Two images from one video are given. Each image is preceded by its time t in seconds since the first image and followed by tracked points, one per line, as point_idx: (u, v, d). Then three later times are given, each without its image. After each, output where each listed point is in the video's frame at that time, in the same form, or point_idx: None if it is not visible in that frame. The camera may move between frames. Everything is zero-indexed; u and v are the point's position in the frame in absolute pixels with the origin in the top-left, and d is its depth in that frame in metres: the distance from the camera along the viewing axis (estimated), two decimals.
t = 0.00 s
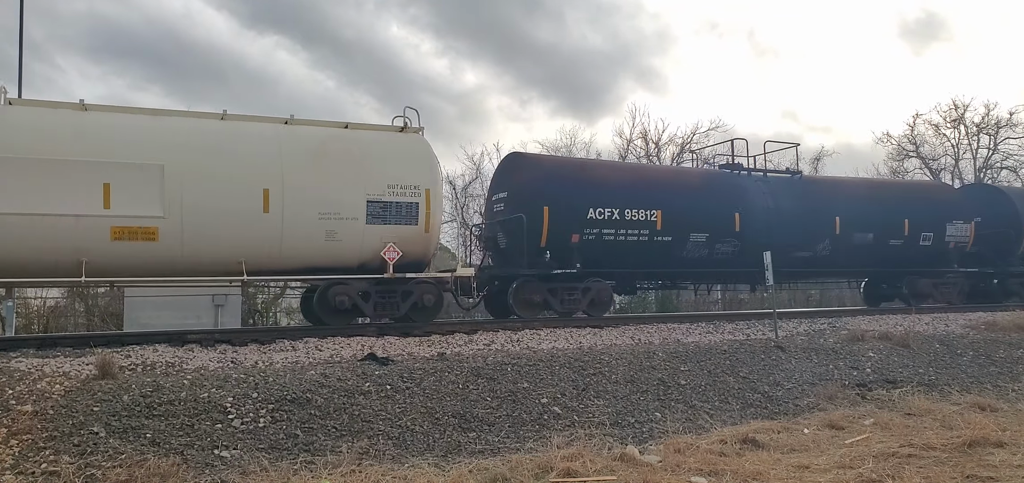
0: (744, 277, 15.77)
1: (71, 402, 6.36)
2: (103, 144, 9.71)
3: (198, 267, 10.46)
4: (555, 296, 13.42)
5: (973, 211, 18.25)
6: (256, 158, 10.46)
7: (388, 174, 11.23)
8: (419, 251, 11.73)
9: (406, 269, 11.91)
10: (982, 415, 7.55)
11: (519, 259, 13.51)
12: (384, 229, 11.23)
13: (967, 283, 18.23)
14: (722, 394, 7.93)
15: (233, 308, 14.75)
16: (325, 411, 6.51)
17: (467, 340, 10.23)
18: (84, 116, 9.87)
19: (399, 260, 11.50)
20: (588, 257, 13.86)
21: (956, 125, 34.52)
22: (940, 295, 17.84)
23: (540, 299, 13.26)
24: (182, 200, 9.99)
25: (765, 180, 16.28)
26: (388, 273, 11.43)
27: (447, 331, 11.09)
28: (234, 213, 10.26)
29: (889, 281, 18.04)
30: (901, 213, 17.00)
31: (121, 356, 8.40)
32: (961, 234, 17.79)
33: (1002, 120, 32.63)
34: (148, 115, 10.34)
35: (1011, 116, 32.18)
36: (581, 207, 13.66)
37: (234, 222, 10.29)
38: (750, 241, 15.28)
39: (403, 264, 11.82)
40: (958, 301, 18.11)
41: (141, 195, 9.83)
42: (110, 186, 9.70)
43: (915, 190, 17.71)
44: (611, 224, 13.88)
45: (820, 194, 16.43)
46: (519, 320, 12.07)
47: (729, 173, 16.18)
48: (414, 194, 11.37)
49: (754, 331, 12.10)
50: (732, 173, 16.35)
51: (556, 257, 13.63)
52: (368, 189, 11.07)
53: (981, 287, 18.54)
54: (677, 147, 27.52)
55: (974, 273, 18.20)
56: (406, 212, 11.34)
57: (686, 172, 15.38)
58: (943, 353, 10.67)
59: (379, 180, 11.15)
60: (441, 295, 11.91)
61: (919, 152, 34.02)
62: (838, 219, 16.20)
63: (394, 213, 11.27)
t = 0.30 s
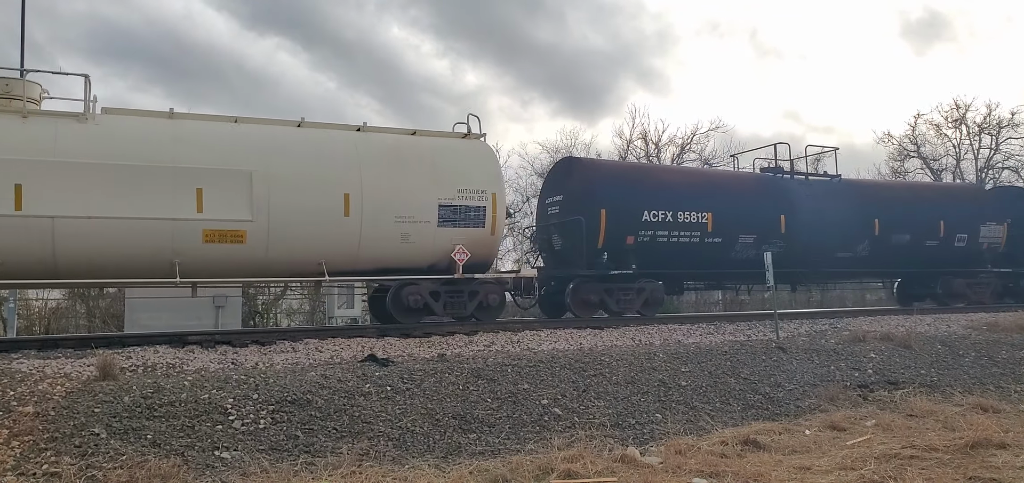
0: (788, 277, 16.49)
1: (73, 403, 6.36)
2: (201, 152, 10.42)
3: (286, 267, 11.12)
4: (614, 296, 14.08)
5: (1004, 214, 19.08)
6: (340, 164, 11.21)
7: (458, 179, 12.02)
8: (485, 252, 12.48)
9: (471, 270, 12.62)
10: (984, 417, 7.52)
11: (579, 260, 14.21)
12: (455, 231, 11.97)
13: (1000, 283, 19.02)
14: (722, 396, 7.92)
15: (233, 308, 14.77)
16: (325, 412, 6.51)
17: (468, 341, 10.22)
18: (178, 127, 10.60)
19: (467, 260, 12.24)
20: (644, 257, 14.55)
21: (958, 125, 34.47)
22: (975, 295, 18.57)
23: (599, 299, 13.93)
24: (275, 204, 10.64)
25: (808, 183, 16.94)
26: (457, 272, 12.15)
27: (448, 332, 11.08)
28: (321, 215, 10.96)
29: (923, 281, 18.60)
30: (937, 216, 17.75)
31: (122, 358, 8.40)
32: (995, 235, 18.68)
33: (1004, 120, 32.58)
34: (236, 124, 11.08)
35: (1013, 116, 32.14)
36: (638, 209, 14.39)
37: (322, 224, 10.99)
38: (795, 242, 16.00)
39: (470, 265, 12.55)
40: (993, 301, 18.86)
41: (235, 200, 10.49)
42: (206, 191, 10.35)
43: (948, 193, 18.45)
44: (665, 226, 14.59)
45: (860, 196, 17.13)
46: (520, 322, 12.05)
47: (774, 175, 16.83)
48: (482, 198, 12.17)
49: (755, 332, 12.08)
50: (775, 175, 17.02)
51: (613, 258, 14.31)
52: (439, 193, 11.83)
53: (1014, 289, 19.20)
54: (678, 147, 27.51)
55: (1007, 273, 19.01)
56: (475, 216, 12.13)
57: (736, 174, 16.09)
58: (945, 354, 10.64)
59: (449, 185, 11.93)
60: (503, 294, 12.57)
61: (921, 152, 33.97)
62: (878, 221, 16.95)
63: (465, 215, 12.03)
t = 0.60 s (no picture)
0: (831, 275, 17.62)
1: (74, 405, 6.37)
2: (284, 160, 11.43)
3: (362, 267, 12.20)
4: (667, 296, 15.11)
5: None
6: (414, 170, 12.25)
7: (521, 184, 13.05)
8: (545, 252, 13.48)
9: (534, 271, 13.68)
10: (986, 417, 7.52)
11: (635, 260, 15.26)
12: (518, 233, 13.01)
13: None
14: (723, 396, 7.91)
15: (234, 309, 14.77)
16: (326, 413, 6.51)
17: (468, 342, 10.22)
18: (258, 135, 11.58)
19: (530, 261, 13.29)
20: (694, 257, 15.59)
21: (959, 125, 34.46)
22: (1005, 293, 19.86)
23: (653, 299, 14.97)
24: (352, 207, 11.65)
25: (848, 185, 18.06)
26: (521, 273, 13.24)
27: (448, 333, 11.07)
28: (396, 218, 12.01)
29: (958, 281, 19.74)
30: (969, 217, 18.97)
31: (123, 360, 8.41)
32: None
33: (1005, 121, 32.58)
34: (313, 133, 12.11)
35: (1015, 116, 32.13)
36: (688, 212, 15.43)
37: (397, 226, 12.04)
38: (838, 243, 17.14)
39: (533, 266, 13.59)
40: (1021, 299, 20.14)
41: (317, 204, 11.53)
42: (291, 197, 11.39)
43: (980, 195, 19.69)
44: (716, 228, 15.65)
45: (897, 198, 18.27)
46: (520, 323, 12.06)
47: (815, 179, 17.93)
48: (544, 202, 13.21)
49: (755, 332, 12.08)
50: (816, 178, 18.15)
51: (667, 258, 15.35)
52: (505, 198, 12.86)
53: None
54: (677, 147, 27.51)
55: None
56: (537, 218, 13.17)
57: (777, 177, 17.15)
58: (945, 354, 10.64)
59: (514, 190, 12.96)
60: (564, 295, 13.68)
61: (922, 153, 33.96)
62: (913, 222, 18.12)
63: (528, 219, 13.08)
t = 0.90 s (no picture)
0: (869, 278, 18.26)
1: (74, 404, 6.38)
2: (364, 164, 11.92)
3: (435, 267, 12.64)
4: (717, 295, 15.79)
5: None
6: (485, 173, 12.83)
7: (581, 188, 13.63)
8: (604, 254, 14.05)
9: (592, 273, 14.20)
10: (986, 420, 7.52)
11: (688, 262, 15.83)
12: (580, 234, 13.56)
13: None
14: (723, 398, 7.91)
15: (234, 308, 14.72)
16: (326, 414, 6.51)
17: (468, 343, 10.21)
18: (336, 140, 12.14)
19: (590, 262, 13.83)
20: (746, 260, 16.15)
21: (960, 128, 34.47)
22: None
23: (705, 299, 15.61)
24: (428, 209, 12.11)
25: (885, 191, 18.77)
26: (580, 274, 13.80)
27: (449, 334, 11.07)
28: (468, 220, 12.53)
29: (988, 284, 20.34)
30: (998, 223, 19.75)
31: (123, 359, 8.41)
32: None
33: (1007, 125, 32.61)
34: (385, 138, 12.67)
35: (1016, 119, 32.16)
36: (739, 215, 16.07)
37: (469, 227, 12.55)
38: (878, 247, 17.80)
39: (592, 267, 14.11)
40: None
41: (394, 206, 12.00)
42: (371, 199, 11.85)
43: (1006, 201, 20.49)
44: (765, 232, 16.25)
45: (932, 205, 19.03)
46: (521, 324, 12.06)
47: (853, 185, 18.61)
48: (604, 205, 13.81)
49: (756, 335, 12.07)
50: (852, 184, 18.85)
51: (719, 260, 15.91)
52: (568, 201, 13.43)
53: None
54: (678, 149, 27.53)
55: None
56: (598, 220, 13.77)
57: (820, 183, 17.85)
58: (946, 357, 10.64)
59: (575, 194, 13.53)
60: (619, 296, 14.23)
61: (923, 156, 33.98)
62: (948, 226, 18.87)
63: (589, 221, 13.66)
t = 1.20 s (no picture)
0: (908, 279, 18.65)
1: (75, 404, 6.38)
2: (434, 169, 12.48)
3: (500, 266, 13.27)
4: (765, 296, 16.19)
5: None
6: (548, 178, 13.40)
7: (636, 191, 14.23)
8: (658, 254, 14.65)
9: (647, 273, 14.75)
10: (987, 421, 7.51)
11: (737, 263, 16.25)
12: (635, 237, 14.14)
13: None
14: (723, 399, 7.91)
15: (234, 309, 14.68)
16: (327, 415, 6.51)
17: (468, 344, 10.20)
18: (407, 145, 12.68)
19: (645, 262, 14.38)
20: (791, 261, 16.60)
21: (962, 129, 34.44)
22: None
23: (754, 300, 15.99)
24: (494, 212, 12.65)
25: (921, 194, 19.21)
26: (636, 275, 14.40)
27: (449, 334, 11.07)
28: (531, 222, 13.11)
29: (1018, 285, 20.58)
30: None
31: (125, 359, 8.42)
32: None
33: (1008, 125, 32.60)
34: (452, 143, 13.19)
35: (1017, 120, 32.13)
36: (785, 217, 16.52)
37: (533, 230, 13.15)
38: (917, 249, 18.20)
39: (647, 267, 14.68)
40: None
41: (463, 209, 12.58)
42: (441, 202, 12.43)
43: None
44: (809, 233, 16.70)
45: (967, 207, 19.44)
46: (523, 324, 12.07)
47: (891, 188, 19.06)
48: (657, 208, 14.42)
49: (757, 335, 12.07)
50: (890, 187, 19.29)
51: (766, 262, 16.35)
52: (624, 204, 14.02)
53: None
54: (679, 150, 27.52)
55: None
56: (653, 223, 14.36)
57: (858, 185, 18.28)
58: (947, 358, 10.63)
59: (631, 197, 14.13)
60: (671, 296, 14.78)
61: (924, 157, 33.95)
62: (983, 228, 19.28)
63: (644, 225, 14.25)
